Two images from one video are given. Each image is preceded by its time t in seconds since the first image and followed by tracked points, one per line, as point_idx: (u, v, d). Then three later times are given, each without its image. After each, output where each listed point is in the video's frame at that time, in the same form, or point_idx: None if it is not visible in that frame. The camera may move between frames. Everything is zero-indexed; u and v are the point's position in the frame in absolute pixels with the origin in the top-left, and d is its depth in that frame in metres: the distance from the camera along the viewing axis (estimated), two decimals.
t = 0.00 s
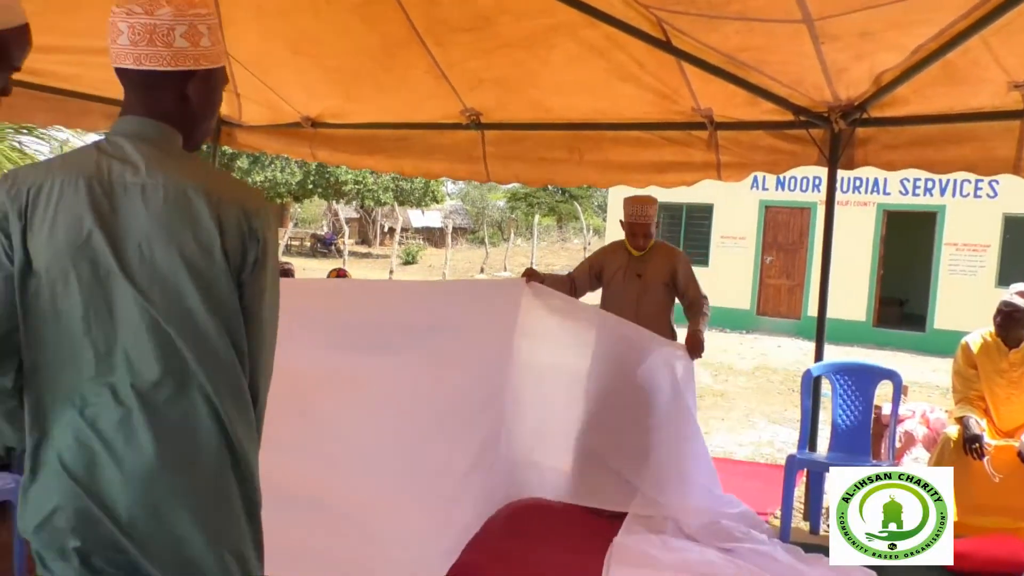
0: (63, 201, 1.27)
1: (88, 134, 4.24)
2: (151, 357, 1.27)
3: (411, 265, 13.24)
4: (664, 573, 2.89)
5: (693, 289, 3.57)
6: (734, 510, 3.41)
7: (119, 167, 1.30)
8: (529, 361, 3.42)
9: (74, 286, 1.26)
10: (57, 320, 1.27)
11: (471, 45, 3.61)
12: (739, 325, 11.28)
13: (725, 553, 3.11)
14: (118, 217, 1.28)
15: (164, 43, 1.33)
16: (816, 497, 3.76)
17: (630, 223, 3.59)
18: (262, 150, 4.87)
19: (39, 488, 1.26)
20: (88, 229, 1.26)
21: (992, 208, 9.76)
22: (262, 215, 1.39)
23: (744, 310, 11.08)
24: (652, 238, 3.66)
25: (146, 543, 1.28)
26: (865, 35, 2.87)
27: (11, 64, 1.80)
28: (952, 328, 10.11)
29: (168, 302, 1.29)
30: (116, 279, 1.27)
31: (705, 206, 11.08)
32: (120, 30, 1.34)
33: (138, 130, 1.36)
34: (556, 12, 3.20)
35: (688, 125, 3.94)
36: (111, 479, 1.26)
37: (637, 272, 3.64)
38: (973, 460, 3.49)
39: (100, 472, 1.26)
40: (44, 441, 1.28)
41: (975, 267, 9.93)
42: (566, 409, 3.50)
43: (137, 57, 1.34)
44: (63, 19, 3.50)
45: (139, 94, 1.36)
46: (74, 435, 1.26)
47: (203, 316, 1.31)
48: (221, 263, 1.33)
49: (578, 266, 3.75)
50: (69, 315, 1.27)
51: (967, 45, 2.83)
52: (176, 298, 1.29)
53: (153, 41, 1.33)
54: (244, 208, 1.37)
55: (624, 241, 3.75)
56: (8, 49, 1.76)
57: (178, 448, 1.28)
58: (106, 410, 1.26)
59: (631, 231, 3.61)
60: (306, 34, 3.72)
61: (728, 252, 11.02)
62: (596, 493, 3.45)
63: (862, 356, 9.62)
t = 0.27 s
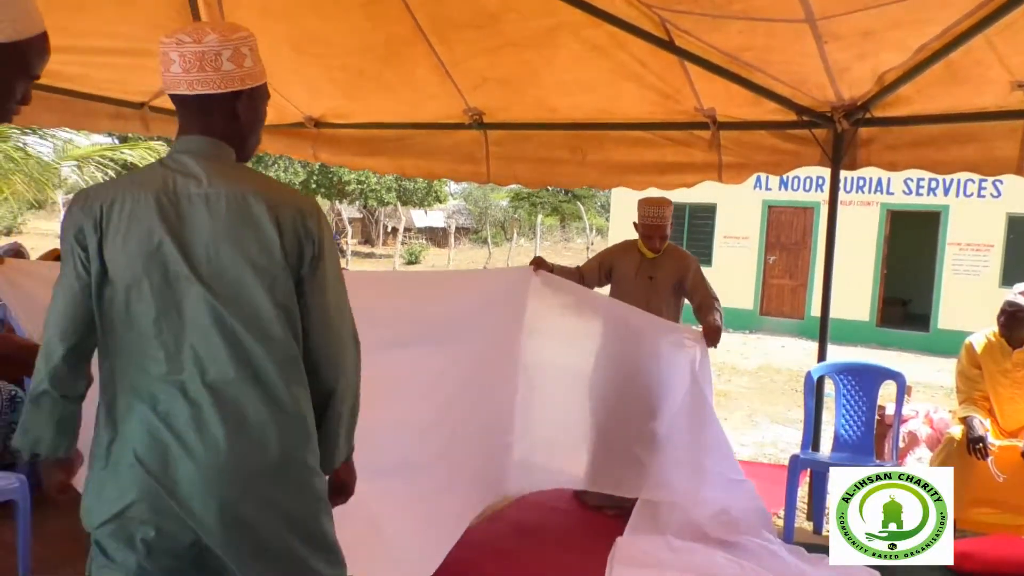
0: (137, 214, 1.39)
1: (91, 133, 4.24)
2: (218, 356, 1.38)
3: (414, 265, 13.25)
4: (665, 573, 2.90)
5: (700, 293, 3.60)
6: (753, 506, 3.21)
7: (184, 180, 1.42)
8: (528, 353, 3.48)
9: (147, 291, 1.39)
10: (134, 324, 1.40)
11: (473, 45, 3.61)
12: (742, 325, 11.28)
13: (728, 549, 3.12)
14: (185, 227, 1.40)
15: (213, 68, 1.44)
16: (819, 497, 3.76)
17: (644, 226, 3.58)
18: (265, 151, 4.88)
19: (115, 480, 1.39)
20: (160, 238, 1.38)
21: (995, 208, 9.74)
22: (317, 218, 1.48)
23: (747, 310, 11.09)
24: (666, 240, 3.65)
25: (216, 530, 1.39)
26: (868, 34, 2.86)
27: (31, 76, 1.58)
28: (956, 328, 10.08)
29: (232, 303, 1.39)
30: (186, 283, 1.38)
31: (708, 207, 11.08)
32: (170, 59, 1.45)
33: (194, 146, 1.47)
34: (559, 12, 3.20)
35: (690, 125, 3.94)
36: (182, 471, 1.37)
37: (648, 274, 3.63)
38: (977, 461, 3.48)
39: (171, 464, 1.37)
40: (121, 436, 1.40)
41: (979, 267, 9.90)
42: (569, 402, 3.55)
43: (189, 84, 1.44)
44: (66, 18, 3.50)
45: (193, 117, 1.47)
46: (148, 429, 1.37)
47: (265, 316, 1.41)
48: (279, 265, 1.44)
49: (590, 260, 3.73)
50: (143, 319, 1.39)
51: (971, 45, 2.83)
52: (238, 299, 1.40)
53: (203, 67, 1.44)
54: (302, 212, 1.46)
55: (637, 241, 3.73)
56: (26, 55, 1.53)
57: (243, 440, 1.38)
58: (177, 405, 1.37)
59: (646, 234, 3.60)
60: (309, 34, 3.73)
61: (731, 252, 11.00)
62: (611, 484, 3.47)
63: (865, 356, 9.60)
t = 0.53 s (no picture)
0: (292, 244, 1.48)
1: (96, 133, 4.25)
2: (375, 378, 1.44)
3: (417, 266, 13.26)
4: (667, 572, 2.90)
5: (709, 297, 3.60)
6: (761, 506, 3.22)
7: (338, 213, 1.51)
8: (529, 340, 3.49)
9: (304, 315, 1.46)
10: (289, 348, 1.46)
11: (477, 44, 3.61)
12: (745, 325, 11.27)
13: (731, 549, 3.11)
14: (334, 252, 1.48)
15: (356, 124, 1.55)
16: (823, 497, 3.76)
17: (663, 228, 3.57)
18: (269, 151, 4.89)
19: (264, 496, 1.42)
20: (315, 263, 1.46)
21: (999, 207, 9.73)
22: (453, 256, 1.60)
23: (750, 310, 11.11)
24: (683, 242, 3.65)
25: (365, 545, 1.43)
26: (873, 34, 2.86)
27: (41, 82, 1.35)
28: (960, 328, 10.07)
29: (387, 327, 1.47)
30: (336, 300, 1.45)
31: (711, 207, 11.08)
32: (316, 120, 1.55)
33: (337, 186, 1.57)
34: (564, 12, 3.20)
35: (694, 125, 3.94)
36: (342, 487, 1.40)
37: (663, 275, 3.62)
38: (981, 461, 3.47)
39: (324, 476, 1.40)
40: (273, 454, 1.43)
41: (983, 267, 9.88)
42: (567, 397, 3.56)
43: (335, 140, 1.55)
44: (72, 18, 3.51)
45: (336, 164, 1.57)
46: (309, 445, 1.41)
47: (411, 342, 1.49)
48: (420, 296, 1.53)
49: (599, 255, 3.72)
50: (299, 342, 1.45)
51: (976, 44, 2.83)
52: (390, 323, 1.47)
53: (348, 124, 1.55)
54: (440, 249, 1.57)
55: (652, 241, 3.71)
56: (29, 56, 1.30)
57: (394, 452, 1.44)
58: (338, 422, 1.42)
59: (663, 235, 3.59)
60: (313, 34, 3.73)
61: (734, 252, 10.99)
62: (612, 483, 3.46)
63: (868, 356, 9.59)
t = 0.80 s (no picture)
0: (400, 228, 1.72)
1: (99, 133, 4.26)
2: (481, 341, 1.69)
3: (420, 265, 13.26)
4: (673, 572, 2.90)
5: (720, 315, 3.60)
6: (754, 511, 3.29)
7: (440, 203, 1.76)
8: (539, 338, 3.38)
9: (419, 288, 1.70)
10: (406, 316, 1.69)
11: (480, 45, 3.61)
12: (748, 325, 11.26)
13: (732, 551, 3.11)
14: (434, 236, 1.72)
15: (462, 122, 1.80)
16: (826, 497, 3.76)
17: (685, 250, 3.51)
18: (272, 151, 4.89)
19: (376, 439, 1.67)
20: (420, 245, 1.71)
21: (1003, 207, 9.71)
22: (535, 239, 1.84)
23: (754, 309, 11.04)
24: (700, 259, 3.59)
25: (460, 486, 1.65)
26: (876, 34, 2.86)
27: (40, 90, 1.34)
28: (963, 328, 10.06)
29: (485, 299, 1.72)
30: (436, 277, 1.70)
31: (714, 207, 11.08)
32: (427, 116, 1.79)
33: (434, 179, 1.81)
34: (566, 12, 3.20)
35: (697, 125, 3.94)
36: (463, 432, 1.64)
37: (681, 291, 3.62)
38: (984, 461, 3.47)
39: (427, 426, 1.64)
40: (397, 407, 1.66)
41: (986, 266, 9.87)
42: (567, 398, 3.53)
43: (444, 135, 1.79)
44: (75, 18, 3.52)
45: (441, 156, 1.81)
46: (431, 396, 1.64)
47: (508, 310, 1.74)
48: (512, 273, 1.78)
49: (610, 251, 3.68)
50: (415, 310, 1.69)
51: (979, 44, 2.82)
52: (483, 296, 1.72)
53: (454, 121, 1.79)
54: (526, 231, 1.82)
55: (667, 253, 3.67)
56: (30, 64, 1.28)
57: (487, 407, 1.67)
58: (457, 377, 1.66)
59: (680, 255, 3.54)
60: (317, 35, 3.73)
61: (737, 251, 10.98)
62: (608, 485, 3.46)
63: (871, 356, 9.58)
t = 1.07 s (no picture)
0: (451, 255, 1.96)
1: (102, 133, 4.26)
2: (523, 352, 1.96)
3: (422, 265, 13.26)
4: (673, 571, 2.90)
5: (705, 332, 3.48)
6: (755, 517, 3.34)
7: (487, 229, 1.99)
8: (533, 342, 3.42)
9: (470, 305, 1.95)
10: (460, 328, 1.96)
11: (482, 44, 3.62)
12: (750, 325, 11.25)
13: (735, 553, 3.11)
14: (481, 261, 1.96)
15: (506, 154, 2.03)
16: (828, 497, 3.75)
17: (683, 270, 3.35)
18: (274, 150, 4.90)
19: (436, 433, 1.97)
20: (468, 271, 1.95)
21: (1006, 207, 9.69)
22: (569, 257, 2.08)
23: (756, 309, 11.04)
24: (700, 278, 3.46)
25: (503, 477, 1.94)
26: (878, 33, 2.86)
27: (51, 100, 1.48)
28: (966, 328, 10.03)
29: (527, 313, 1.96)
30: (483, 298, 1.94)
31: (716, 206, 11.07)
32: (475, 150, 2.02)
33: (481, 206, 2.05)
34: (568, 11, 3.20)
35: (699, 124, 3.94)
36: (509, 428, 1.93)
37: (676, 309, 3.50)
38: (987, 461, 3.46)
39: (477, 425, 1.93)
40: (455, 403, 1.96)
41: (989, 267, 9.85)
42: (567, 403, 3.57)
43: (491, 165, 2.02)
44: (78, 18, 3.52)
45: (487, 185, 2.05)
46: (480, 397, 1.94)
47: (549, 325, 1.98)
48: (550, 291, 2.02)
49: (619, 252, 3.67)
50: (468, 323, 1.96)
51: (981, 43, 2.82)
52: (525, 314, 1.96)
53: (500, 154, 2.02)
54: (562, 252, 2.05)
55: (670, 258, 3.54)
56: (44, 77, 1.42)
57: (527, 410, 1.95)
58: (500, 383, 1.94)
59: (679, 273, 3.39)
60: (318, 34, 3.74)
61: (740, 252, 10.97)
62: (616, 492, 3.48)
63: (874, 356, 9.56)
